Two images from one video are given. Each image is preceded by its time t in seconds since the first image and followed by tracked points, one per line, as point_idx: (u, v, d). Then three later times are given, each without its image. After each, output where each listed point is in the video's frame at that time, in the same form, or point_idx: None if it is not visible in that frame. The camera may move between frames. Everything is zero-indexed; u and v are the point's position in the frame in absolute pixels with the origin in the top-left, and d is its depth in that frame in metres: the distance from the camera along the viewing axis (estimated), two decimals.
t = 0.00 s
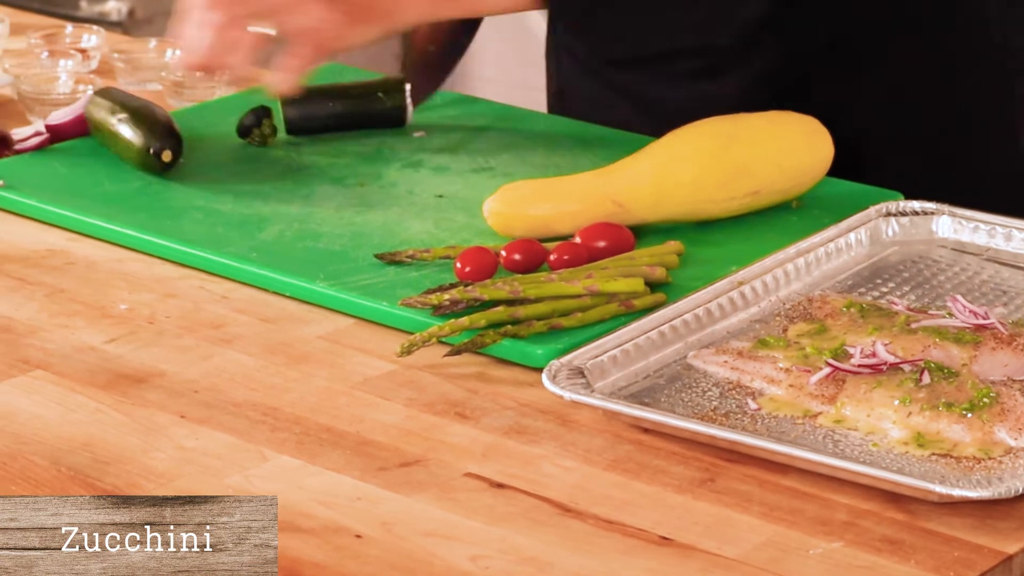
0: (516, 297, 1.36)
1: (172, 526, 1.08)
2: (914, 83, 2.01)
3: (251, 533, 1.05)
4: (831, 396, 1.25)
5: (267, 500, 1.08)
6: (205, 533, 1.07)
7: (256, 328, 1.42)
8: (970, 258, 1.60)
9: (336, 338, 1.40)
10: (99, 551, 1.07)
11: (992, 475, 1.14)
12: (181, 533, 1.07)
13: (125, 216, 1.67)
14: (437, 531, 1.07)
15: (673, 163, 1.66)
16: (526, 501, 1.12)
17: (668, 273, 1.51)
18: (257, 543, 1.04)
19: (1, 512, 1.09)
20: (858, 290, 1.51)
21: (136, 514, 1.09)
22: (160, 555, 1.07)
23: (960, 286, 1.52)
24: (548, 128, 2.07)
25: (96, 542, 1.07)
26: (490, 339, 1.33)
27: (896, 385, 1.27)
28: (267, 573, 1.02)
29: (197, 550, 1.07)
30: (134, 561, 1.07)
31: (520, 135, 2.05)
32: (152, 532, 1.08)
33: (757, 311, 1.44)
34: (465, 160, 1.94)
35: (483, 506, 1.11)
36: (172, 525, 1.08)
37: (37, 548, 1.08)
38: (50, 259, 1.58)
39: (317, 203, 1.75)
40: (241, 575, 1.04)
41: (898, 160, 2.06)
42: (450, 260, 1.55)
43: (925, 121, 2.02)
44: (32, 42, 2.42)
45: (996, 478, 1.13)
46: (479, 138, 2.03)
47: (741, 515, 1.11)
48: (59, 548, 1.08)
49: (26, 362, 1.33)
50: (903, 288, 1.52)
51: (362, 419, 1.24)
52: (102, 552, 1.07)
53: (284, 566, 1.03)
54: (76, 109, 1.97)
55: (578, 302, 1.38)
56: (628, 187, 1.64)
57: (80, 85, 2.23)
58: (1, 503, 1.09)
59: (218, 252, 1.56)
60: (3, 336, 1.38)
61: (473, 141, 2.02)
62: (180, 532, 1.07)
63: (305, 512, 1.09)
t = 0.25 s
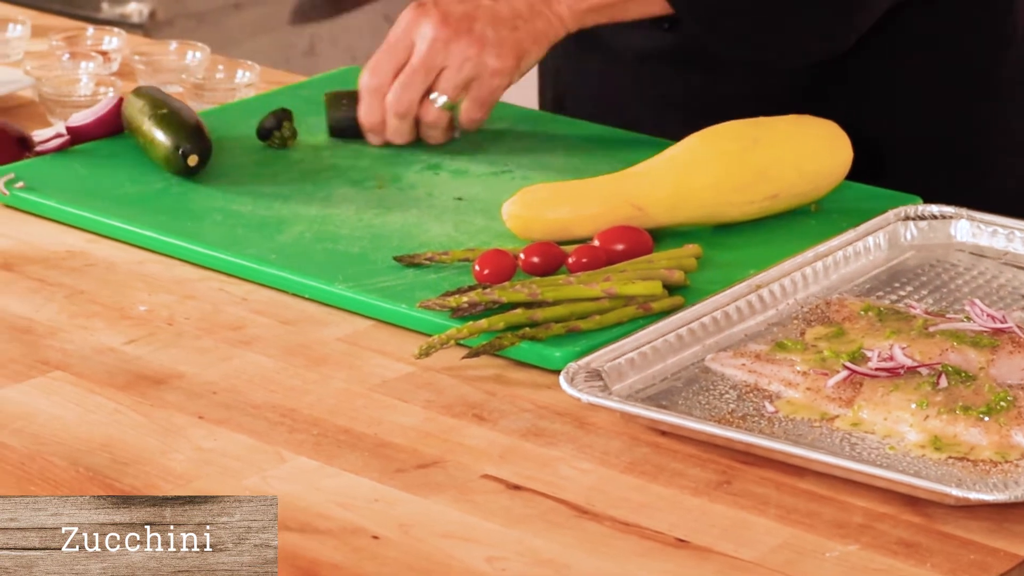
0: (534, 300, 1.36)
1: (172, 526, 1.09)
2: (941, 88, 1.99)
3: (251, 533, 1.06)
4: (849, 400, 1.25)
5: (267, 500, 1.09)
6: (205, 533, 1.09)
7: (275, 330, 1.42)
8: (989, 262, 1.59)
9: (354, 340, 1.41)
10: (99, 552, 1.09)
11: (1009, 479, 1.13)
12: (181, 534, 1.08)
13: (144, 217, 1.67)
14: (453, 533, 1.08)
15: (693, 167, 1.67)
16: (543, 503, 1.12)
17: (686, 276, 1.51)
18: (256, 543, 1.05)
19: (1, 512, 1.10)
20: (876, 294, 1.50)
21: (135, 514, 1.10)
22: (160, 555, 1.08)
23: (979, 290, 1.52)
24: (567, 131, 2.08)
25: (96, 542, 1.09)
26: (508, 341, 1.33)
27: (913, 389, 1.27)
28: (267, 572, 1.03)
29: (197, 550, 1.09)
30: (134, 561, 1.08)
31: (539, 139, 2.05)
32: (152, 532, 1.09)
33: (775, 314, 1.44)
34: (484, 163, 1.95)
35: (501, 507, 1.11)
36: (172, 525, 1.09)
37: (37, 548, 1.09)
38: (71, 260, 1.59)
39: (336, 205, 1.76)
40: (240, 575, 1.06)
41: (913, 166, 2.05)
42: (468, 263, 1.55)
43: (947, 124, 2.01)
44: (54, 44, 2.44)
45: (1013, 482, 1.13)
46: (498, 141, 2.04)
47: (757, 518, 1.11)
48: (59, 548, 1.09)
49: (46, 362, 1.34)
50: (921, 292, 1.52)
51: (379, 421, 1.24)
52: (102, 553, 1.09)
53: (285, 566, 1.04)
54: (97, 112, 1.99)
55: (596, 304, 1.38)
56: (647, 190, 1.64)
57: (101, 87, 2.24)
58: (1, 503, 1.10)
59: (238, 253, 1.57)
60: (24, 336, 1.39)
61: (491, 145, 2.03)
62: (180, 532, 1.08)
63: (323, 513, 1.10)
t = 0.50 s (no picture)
0: (545, 303, 1.37)
1: (172, 525, 1.09)
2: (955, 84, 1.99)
3: (251, 532, 1.07)
4: (859, 403, 1.25)
5: (268, 500, 1.10)
6: (205, 533, 1.09)
7: (286, 332, 1.43)
8: (1000, 266, 1.59)
9: (365, 342, 1.41)
10: (99, 551, 1.09)
11: (1018, 483, 1.13)
12: (181, 534, 1.09)
13: (157, 219, 1.68)
14: (464, 535, 1.08)
15: (705, 169, 1.67)
16: (553, 506, 1.12)
17: (697, 280, 1.52)
18: (256, 543, 1.06)
19: (1, 512, 1.10)
20: (887, 297, 1.51)
21: (135, 514, 1.11)
22: (160, 555, 1.09)
23: (989, 294, 1.52)
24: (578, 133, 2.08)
25: (96, 542, 1.09)
26: (519, 344, 1.33)
27: (923, 393, 1.27)
28: (266, 572, 1.04)
29: (197, 550, 1.09)
30: (134, 560, 1.09)
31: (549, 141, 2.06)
32: (153, 532, 1.09)
33: (785, 318, 1.44)
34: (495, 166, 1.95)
35: (511, 510, 1.12)
36: (172, 525, 1.09)
37: (37, 548, 1.09)
38: (83, 262, 1.60)
39: (348, 208, 1.76)
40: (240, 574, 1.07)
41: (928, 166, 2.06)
42: (480, 266, 1.56)
43: (963, 119, 2.01)
44: (67, 46, 2.45)
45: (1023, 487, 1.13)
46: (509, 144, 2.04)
47: (767, 521, 1.11)
48: (59, 548, 1.10)
49: (58, 364, 1.34)
50: (932, 296, 1.52)
51: (390, 423, 1.25)
52: (103, 552, 1.09)
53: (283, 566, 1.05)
54: (109, 113, 2.00)
55: (607, 308, 1.39)
56: (659, 193, 1.64)
57: (114, 89, 2.25)
58: (1, 503, 1.10)
59: (250, 256, 1.57)
60: (36, 338, 1.40)
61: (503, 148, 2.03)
62: (180, 531, 1.09)
63: (334, 515, 1.10)
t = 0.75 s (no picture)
0: (545, 307, 1.37)
1: (172, 526, 1.10)
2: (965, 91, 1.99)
3: (252, 533, 1.07)
4: (858, 409, 1.25)
5: (267, 500, 1.10)
6: (205, 533, 1.10)
7: (286, 336, 1.43)
8: (999, 272, 1.59)
9: (365, 346, 1.41)
10: (99, 552, 1.10)
11: (1017, 488, 1.13)
12: (181, 534, 1.09)
13: (156, 223, 1.68)
14: (463, 540, 1.08)
15: (705, 173, 1.67)
16: (553, 511, 1.12)
17: (697, 285, 1.52)
18: (256, 543, 1.06)
19: (1, 512, 1.11)
20: (886, 303, 1.51)
21: (135, 515, 1.11)
22: (160, 555, 1.09)
23: (989, 299, 1.52)
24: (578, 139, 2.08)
25: (96, 542, 1.10)
26: (518, 348, 1.33)
27: (923, 398, 1.27)
28: (267, 573, 1.04)
29: (197, 550, 1.10)
30: (134, 561, 1.09)
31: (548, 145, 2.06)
32: (152, 532, 1.10)
33: (785, 323, 1.44)
34: (496, 171, 1.95)
35: (511, 515, 1.12)
36: (172, 525, 1.10)
37: (37, 548, 1.10)
38: (83, 265, 1.60)
39: (348, 212, 1.76)
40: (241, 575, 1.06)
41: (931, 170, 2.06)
42: (479, 270, 1.56)
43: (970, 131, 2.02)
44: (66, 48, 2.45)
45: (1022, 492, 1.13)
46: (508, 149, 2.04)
47: (766, 526, 1.11)
48: (59, 548, 1.10)
49: (57, 367, 1.34)
50: (931, 301, 1.52)
51: (389, 428, 1.25)
52: (102, 553, 1.10)
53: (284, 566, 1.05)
54: (108, 116, 1.99)
55: (607, 312, 1.39)
56: (659, 198, 1.64)
57: (114, 91, 2.25)
58: (1, 503, 1.11)
59: (250, 259, 1.57)
60: (35, 341, 1.39)
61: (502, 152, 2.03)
62: (180, 532, 1.09)
63: (333, 519, 1.10)
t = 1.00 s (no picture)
0: (543, 315, 1.36)
1: (172, 526, 1.11)
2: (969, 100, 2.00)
3: (251, 533, 1.08)
4: (855, 417, 1.25)
5: (267, 500, 1.12)
6: (205, 533, 1.11)
7: (284, 343, 1.43)
8: (997, 280, 1.60)
9: (363, 353, 1.41)
10: (100, 551, 1.12)
11: (1015, 497, 1.14)
12: (182, 533, 1.11)
13: (155, 229, 1.68)
14: (460, 548, 1.08)
15: (704, 180, 1.67)
16: (550, 519, 1.12)
17: (695, 292, 1.52)
18: (257, 543, 1.08)
19: (2, 513, 1.14)
20: (885, 311, 1.51)
21: (135, 514, 1.13)
22: (160, 555, 1.12)
23: (987, 308, 1.52)
24: (577, 146, 2.09)
25: (96, 542, 1.12)
26: (516, 356, 1.33)
27: (920, 407, 1.27)
28: (268, 572, 1.06)
29: (197, 550, 1.12)
30: (134, 560, 1.12)
31: (546, 152, 2.06)
32: (152, 532, 1.11)
33: (782, 331, 1.44)
34: (494, 177, 1.95)
35: (508, 523, 1.12)
36: (172, 525, 1.11)
37: (37, 548, 1.12)
38: (81, 271, 1.60)
39: (346, 218, 1.76)
40: (241, 574, 1.09)
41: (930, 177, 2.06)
42: (477, 277, 1.56)
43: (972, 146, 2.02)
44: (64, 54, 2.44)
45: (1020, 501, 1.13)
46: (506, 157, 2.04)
47: (764, 535, 1.11)
48: (60, 548, 1.12)
49: (55, 373, 1.34)
50: (929, 309, 1.52)
51: (387, 435, 1.25)
52: (103, 553, 1.12)
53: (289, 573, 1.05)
54: (106, 122, 2.00)
55: (604, 320, 1.39)
56: (657, 205, 1.64)
57: (112, 97, 2.25)
58: (2, 504, 1.14)
59: (248, 266, 1.57)
60: (33, 347, 1.39)
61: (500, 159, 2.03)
62: (180, 532, 1.11)
63: (330, 527, 1.10)
